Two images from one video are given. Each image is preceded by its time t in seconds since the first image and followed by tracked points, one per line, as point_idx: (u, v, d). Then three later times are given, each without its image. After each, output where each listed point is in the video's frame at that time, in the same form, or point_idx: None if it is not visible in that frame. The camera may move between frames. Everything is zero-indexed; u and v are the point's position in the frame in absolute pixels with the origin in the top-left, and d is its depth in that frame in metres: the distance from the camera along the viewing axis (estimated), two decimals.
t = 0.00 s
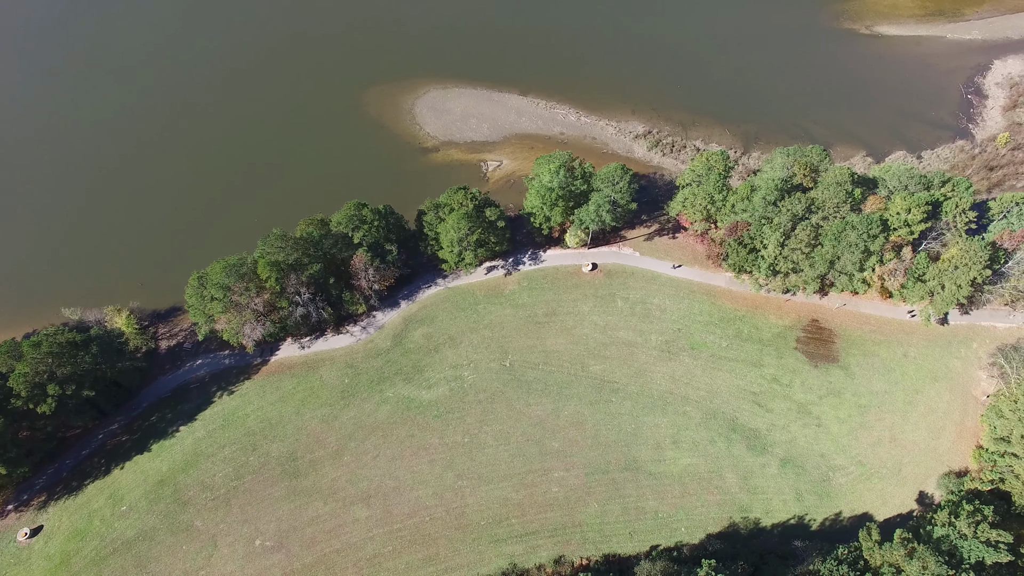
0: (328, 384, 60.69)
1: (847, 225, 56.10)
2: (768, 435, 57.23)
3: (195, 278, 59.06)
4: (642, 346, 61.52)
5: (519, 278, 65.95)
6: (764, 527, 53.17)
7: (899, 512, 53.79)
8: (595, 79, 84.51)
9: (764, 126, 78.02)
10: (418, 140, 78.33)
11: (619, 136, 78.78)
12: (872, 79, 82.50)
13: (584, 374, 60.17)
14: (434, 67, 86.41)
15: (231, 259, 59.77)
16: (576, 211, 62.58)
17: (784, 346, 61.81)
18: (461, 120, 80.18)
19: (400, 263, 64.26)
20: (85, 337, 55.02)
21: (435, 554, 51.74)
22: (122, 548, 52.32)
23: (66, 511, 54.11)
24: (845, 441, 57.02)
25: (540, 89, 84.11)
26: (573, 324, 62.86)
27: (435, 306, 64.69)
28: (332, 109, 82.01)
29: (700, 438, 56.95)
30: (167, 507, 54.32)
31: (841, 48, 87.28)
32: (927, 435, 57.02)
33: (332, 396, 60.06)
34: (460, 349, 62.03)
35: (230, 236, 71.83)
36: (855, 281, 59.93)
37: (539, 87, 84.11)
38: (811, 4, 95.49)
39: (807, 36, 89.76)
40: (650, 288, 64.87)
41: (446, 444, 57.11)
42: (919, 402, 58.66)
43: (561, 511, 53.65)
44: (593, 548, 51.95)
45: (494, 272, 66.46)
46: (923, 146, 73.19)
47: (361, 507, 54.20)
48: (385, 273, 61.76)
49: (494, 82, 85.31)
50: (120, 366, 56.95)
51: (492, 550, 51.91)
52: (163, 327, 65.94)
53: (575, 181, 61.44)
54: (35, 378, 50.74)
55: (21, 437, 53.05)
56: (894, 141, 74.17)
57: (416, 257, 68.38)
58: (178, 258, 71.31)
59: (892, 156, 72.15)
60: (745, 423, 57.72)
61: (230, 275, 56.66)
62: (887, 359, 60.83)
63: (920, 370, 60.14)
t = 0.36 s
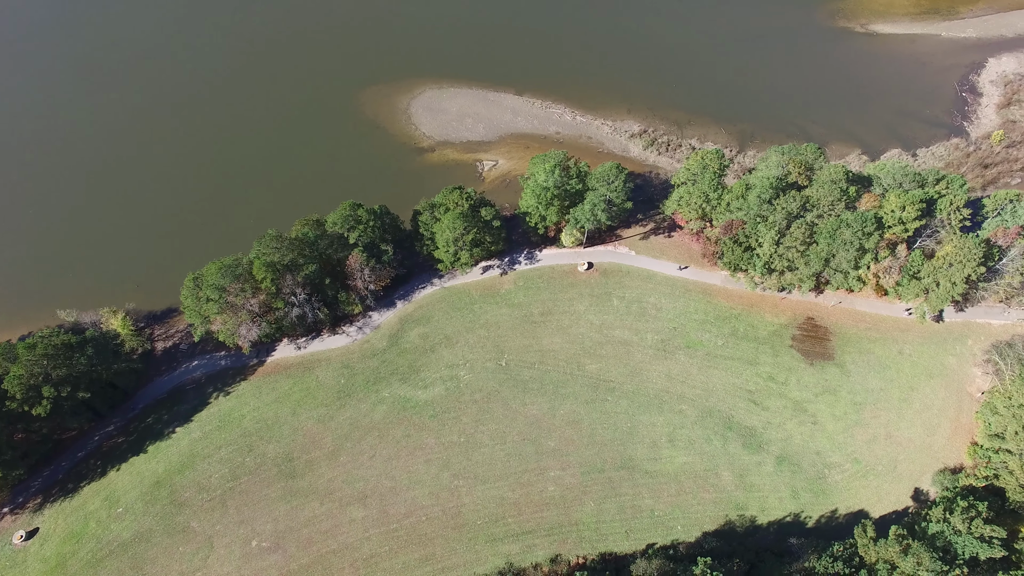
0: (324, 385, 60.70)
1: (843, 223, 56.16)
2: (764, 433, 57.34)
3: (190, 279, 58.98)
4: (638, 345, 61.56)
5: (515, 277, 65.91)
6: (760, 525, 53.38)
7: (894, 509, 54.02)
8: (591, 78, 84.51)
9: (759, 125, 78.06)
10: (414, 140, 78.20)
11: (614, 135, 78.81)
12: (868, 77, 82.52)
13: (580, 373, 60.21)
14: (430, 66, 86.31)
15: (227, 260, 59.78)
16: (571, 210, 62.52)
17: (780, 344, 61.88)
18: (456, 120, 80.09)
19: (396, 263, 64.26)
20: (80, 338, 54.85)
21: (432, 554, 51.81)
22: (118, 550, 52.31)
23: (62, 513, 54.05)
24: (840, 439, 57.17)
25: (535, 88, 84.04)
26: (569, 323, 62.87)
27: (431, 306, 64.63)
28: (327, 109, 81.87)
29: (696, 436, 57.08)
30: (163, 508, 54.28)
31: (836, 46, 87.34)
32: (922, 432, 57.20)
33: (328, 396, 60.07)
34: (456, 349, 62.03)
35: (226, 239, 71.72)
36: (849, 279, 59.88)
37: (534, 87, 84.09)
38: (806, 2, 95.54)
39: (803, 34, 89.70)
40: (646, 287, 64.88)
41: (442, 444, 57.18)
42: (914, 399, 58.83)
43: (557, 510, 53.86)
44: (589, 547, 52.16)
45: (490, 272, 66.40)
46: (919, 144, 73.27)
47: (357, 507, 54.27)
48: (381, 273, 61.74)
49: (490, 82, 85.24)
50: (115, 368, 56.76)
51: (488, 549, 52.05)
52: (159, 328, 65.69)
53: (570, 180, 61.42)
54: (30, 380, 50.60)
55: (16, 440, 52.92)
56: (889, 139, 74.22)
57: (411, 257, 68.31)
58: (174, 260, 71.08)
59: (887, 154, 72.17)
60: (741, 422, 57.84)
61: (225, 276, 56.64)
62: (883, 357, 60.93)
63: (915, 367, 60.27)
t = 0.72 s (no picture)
0: (315, 387, 60.62)
1: (830, 217, 56.62)
2: (755, 428, 57.58)
3: (179, 283, 58.71)
4: (628, 343, 61.70)
5: (505, 276, 65.89)
6: (752, 519, 53.65)
7: (885, 500, 54.40)
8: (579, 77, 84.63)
9: (747, 121, 78.32)
10: (403, 141, 78.13)
11: (603, 133, 78.98)
12: (854, 72, 82.85)
13: (571, 371, 60.32)
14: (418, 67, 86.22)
15: (216, 263, 59.54)
16: (560, 209, 62.63)
17: (770, 339, 62.11)
18: (445, 121, 80.08)
19: (386, 264, 64.29)
20: (69, 344, 54.55)
21: (425, 555, 51.82)
22: (110, 557, 52.14)
23: (53, 521, 53.80)
24: (831, 432, 57.49)
25: (524, 88, 84.10)
26: (559, 321, 62.94)
27: (422, 307, 64.56)
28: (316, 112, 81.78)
29: (688, 432, 57.28)
30: (155, 514, 54.13)
31: (823, 42, 87.72)
32: (912, 424, 57.66)
33: (319, 398, 60.00)
34: (447, 349, 62.03)
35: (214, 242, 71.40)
36: (838, 272, 59.94)
37: (522, 86, 84.13)
38: None
39: (790, 30, 90.04)
40: (636, 284, 65.01)
41: (434, 444, 57.19)
42: (904, 391, 59.21)
43: (550, 508, 53.97)
44: (582, 544, 52.33)
45: (480, 272, 66.36)
46: (906, 139, 73.58)
47: (350, 509, 54.23)
48: (371, 274, 61.73)
49: (478, 82, 85.19)
50: (105, 374, 56.50)
51: (481, 548, 52.12)
52: (149, 334, 65.31)
53: (558, 179, 61.54)
54: (19, 388, 50.14)
55: (5, 448, 52.54)
56: (876, 133, 74.52)
57: (402, 258, 68.25)
58: (162, 265, 70.83)
59: (874, 148, 72.49)
60: (733, 417, 58.05)
61: (215, 280, 56.50)
62: (872, 350, 61.23)
63: (904, 360, 60.62)
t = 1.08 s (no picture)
0: (302, 396, 60.31)
1: (807, 206, 57.05)
2: (742, 417, 57.96)
3: (158, 297, 57.97)
4: (613, 338, 61.91)
5: (487, 277, 65.81)
6: (742, 508, 54.05)
7: (872, 483, 55.02)
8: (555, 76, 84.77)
9: (724, 114, 78.87)
10: (381, 145, 77.87)
11: (580, 131, 79.19)
12: (828, 61, 83.62)
13: (557, 369, 60.43)
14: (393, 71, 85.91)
15: (195, 275, 58.93)
16: (540, 208, 62.72)
17: (753, 328, 62.53)
18: (423, 124, 79.89)
19: (368, 269, 63.99)
20: (48, 364, 53.47)
21: (419, 558, 51.78)
22: None
23: (38, 544, 52.98)
24: (817, 418, 58.00)
25: (501, 88, 84.04)
26: (544, 320, 63.03)
27: (406, 311, 64.32)
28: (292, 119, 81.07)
29: (675, 425, 57.56)
30: (143, 532, 53.51)
31: (796, 33, 88.48)
32: (895, 406, 58.39)
33: (306, 407, 59.71)
34: (432, 352, 61.91)
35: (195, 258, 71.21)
36: (818, 260, 60.48)
37: (499, 87, 84.12)
38: None
39: (763, 22, 90.70)
40: (618, 279, 65.22)
41: (423, 448, 57.12)
42: (886, 374, 59.92)
43: (541, 506, 54.06)
44: (575, 541, 52.45)
45: (463, 273, 66.20)
46: (880, 126, 74.44)
47: (341, 516, 54.03)
48: (353, 280, 61.51)
49: (455, 84, 85.05)
50: (87, 393, 55.57)
51: (474, 550, 52.13)
52: (131, 350, 64.36)
53: (537, 177, 61.51)
54: None
55: None
56: (851, 121, 75.29)
57: (383, 262, 67.90)
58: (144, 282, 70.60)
59: (850, 136, 73.20)
60: (719, 407, 58.42)
61: (195, 292, 55.96)
62: (854, 335, 61.84)
63: (886, 343, 61.31)
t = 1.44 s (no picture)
0: (285, 411, 59.78)
1: (777, 190, 57.82)
2: (726, 403, 58.48)
3: (132, 320, 56.93)
4: (594, 333, 62.16)
5: (465, 279, 65.67)
6: (731, 493, 54.57)
7: (856, 460, 55.79)
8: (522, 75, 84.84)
9: (691, 104, 79.55)
10: (350, 154, 77.42)
11: (550, 128, 79.39)
12: (790, 46, 84.61)
13: (539, 367, 60.53)
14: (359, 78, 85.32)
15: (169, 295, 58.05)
16: (513, 207, 62.81)
17: (732, 315, 63.10)
18: (392, 130, 79.61)
19: (345, 279, 63.63)
20: (20, 396, 51.90)
21: (413, 565, 51.67)
22: None
23: None
24: (799, 399, 58.71)
25: (469, 90, 83.93)
26: (524, 319, 63.11)
27: (385, 318, 63.97)
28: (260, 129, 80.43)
29: (660, 415, 57.94)
30: (131, 559, 52.67)
31: (758, 20, 89.39)
32: (874, 382, 59.28)
33: (290, 421, 59.21)
34: (414, 358, 61.71)
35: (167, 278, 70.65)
36: (790, 244, 61.22)
37: (466, 88, 83.98)
38: None
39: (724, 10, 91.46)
40: (596, 274, 65.48)
41: (410, 454, 56.93)
42: (864, 351, 60.83)
43: (532, 505, 54.14)
44: (567, 537, 52.61)
45: (440, 277, 65.94)
46: (844, 108, 75.58)
47: (333, 529, 53.71)
48: (330, 291, 61.14)
49: (422, 88, 84.78)
50: (63, 422, 54.48)
51: (468, 553, 52.09)
52: (108, 375, 62.70)
53: (508, 177, 61.62)
54: None
55: None
56: (816, 105, 76.30)
57: (360, 271, 67.43)
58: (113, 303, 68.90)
59: (815, 120, 74.24)
60: (703, 395, 58.89)
61: (170, 312, 55.19)
62: (831, 315, 62.66)
63: (862, 321, 62.21)
